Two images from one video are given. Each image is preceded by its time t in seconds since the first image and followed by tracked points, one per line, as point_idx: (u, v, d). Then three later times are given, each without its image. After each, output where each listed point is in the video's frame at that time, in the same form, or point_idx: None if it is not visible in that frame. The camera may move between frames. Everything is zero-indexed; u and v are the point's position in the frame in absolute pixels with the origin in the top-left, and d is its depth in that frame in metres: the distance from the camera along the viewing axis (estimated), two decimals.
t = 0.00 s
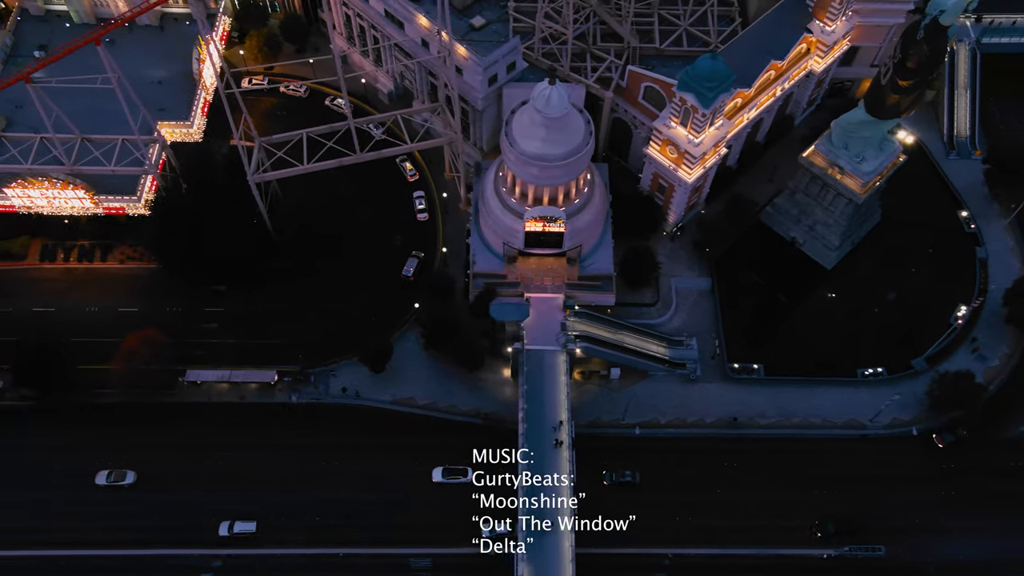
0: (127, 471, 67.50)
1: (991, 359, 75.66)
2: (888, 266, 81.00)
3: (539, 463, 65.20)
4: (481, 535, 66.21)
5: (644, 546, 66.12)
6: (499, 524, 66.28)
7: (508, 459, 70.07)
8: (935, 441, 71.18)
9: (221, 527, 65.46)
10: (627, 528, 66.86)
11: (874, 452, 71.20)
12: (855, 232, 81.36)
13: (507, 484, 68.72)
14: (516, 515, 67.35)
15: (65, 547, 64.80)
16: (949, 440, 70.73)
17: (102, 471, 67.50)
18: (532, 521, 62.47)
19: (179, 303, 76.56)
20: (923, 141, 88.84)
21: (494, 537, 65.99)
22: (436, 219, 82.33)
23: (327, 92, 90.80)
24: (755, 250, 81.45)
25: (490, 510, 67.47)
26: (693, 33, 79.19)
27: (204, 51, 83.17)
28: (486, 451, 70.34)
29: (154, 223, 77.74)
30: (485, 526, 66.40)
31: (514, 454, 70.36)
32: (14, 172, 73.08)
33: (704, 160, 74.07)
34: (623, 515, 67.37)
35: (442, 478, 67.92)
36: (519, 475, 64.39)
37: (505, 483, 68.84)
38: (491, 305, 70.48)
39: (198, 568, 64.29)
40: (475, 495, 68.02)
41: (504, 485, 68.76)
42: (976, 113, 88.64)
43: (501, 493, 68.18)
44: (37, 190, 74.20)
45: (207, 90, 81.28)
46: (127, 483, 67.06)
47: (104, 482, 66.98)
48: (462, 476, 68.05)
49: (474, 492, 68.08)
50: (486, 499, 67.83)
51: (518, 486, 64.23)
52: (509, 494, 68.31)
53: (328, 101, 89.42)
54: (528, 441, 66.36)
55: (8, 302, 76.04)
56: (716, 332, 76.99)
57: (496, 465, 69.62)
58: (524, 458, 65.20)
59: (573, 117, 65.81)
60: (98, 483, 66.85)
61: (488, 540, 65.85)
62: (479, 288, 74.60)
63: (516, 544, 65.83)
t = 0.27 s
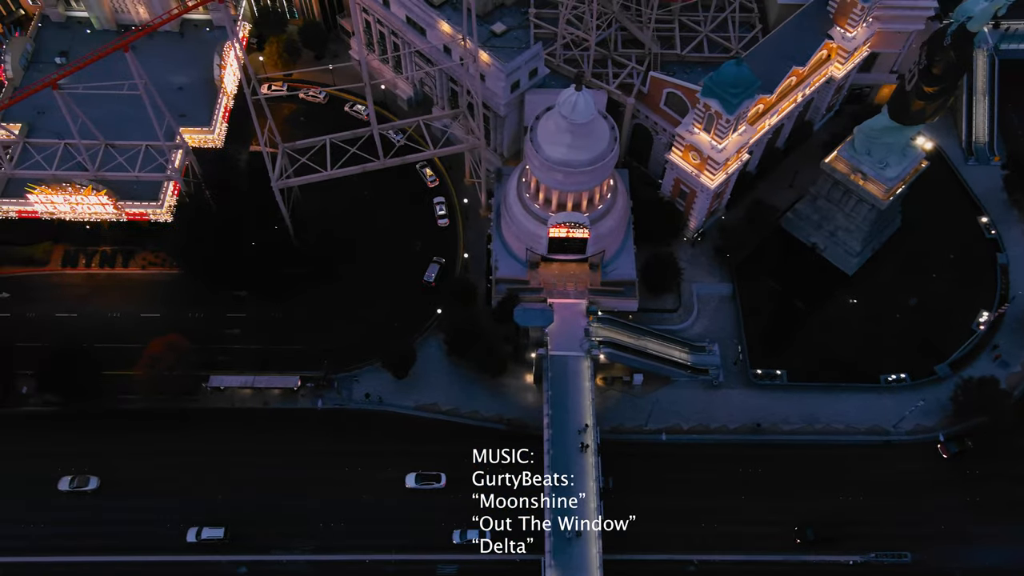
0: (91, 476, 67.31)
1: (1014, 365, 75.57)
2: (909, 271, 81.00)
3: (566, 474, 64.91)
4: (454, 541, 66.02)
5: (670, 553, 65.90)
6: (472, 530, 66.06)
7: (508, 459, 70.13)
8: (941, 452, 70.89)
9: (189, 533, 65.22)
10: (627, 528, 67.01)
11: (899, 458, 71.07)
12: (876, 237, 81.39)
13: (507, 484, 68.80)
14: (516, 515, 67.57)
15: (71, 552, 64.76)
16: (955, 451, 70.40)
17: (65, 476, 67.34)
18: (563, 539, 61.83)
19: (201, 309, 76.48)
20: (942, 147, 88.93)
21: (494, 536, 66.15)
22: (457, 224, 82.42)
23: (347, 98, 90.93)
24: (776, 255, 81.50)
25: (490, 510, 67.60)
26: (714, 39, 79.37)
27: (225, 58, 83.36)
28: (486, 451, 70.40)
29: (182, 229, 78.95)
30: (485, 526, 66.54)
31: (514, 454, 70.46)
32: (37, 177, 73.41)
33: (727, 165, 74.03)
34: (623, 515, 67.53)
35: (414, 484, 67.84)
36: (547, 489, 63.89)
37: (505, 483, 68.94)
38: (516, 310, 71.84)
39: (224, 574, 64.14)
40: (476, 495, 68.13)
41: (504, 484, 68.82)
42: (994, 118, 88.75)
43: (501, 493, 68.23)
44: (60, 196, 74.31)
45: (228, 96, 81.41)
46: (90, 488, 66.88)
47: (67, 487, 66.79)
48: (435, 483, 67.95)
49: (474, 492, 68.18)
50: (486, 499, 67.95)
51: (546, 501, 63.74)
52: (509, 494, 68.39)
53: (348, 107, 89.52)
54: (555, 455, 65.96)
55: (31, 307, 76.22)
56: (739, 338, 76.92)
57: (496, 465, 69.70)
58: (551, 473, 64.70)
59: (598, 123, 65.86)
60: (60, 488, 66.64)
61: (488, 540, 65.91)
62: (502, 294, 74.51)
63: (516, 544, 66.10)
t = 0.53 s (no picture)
0: (53, 482, 67.08)
1: None
2: (931, 276, 80.95)
3: (592, 481, 64.95)
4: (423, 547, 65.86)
5: (696, 559, 65.58)
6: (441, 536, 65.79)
7: (508, 459, 70.18)
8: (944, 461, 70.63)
9: (155, 540, 65.00)
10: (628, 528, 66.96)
11: (923, 463, 70.88)
12: (897, 242, 81.55)
13: (507, 484, 68.79)
14: (516, 515, 67.51)
15: (81, 559, 64.56)
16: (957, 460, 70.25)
17: (28, 482, 67.06)
18: (590, 548, 61.88)
19: (223, 315, 76.40)
20: (961, 153, 89.03)
21: (494, 537, 66.24)
22: (478, 230, 82.45)
23: (366, 104, 91.07)
24: (798, 261, 81.51)
25: (490, 510, 67.59)
26: (735, 45, 79.40)
27: (246, 64, 83.58)
28: (486, 451, 70.47)
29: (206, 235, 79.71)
30: (485, 526, 66.65)
31: (514, 454, 70.52)
32: (62, 183, 73.88)
33: (749, 171, 73.99)
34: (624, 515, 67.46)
35: (385, 490, 67.61)
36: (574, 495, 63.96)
37: (505, 483, 68.91)
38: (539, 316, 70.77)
39: None
40: (476, 495, 68.13)
41: (504, 484, 68.80)
42: (1013, 124, 88.87)
43: (501, 493, 68.19)
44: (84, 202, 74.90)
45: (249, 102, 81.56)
46: (53, 494, 66.65)
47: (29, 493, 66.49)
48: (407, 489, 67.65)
49: (474, 492, 68.18)
50: (486, 499, 67.93)
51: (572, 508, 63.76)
52: (509, 494, 68.30)
53: (367, 113, 89.63)
54: (580, 461, 66.00)
55: (53, 313, 76.18)
56: (761, 343, 76.87)
57: (496, 465, 69.74)
58: (577, 479, 64.79)
59: (624, 129, 66.02)
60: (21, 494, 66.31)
61: (488, 540, 66.07)
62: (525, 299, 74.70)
63: (516, 544, 66.12)
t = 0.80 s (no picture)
0: (14, 488, 66.46)
1: None
2: (952, 281, 80.89)
3: (619, 487, 64.69)
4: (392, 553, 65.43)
5: (722, 566, 65.38)
6: (409, 542, 65.47)
7: (508, 459, 70.23)
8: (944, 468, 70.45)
9: (121, 545, 64.54)
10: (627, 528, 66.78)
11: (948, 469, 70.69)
12: (919, 248, 81.25)
13: (507, 484, 68.91)
14: (516, 515, 67.69)
15: (93, 565, 64.38)
16: (955, 466, 70.25)
17: None
18: (615, 559, 61.51)
19: (246, 321, 76.43)
20: (980, 159, 89.18)
21: (494, 537, 66.42)
22: (498, 236, 82.48)
23: (386, 110, 91.17)
24: (819, 267, 81.54)
25: (490, 510, 67.80)
26: (755, 51, 79.52)
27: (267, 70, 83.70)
28: (486, 451, 70.60)
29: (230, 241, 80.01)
30: (485, 526, 66.91)
31: (514, 454, 70.54)
32: (85, 188, 74.02)
33: (772, 177, 73.94)
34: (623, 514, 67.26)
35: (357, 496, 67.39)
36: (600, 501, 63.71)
37: (505, 483, 69.02)
38: (565, 321, 70.60)
39: None
40: (476, 495, 68.35)
41: (504, 484, 68.93)
42: None
43: (501, 493, 68.34)
44: (107, 208, 74.78)
45: (271, 108, 81.69)
46: (13, 500, 66.12)
47: None
48: (378, 495, 67.46)
49: (474, 492, 68.41)
50: (486, 499, 68.16)
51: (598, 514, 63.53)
52: (509, 494, 68.50)
53: (386, 119, 89.69)
54: (606, 467, 65.82)
55: (76, 318, 76.19)
56: (783, 349, 76.73)
57: (496, 465, 69.84)
58: (603, 485, 64.53)
59: (650, 134, 66.05)
60: None
61: (488, 540, 66.27)
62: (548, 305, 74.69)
63: (516, 544, 66.29)
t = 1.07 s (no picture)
0: None
1: None
2: (973, 287, 80.87)
3: (646, 494, 64.59)
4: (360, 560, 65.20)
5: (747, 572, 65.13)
6: (377, 549, 65.23)
7: (508, 459, 70.46)
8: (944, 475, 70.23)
9: (88, 552, 64.39)
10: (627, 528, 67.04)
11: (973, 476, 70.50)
12: (940, 254, 81.25)
13: (507, 484, 69.13)
14: (516, 515, 67.95)
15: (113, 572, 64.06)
16: (955, 472, 69.96)
17: None
18: (644, 568, 61.23)
19: (268, 326, 76.43)
20: (1000, 165, 89.26)
21: (494, 537, 66.71)
22: (519, 241, 82.53)
23: (405, 116, 91.28)
24: (840, 272, 81.58)
25: (490, 509, 68.06)
26: (776, 57, 79.87)
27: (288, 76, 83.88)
28: (486, 451, 70.81)
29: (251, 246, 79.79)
30: (485, 526, 67.18)
31: (514, 454, 70.77)
32: (110, 194, 74.23)
33: (795, 183, 73.98)
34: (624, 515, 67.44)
35: (327, 501, 67.24)
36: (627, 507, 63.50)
37: (505, 483, 69.29)
38: (589, 327, 70.60)
39: None
40: (476, 495, 68.60)
41: (504, 484, 69.18)
42: None
43: (501, 493, 68.59)
44: (130, 213, 74.97)
45: (292, 114, 81.84)
46: None
47: None
48: (348, 501, 67.31)
49: (474, 492, 68.66)
50: (486, 499, 68.44)
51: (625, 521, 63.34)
52: (509, 494, 68.73)
53: (406, 125, 89.82)
54: (633, 473, 65.68)
55: (98, 324, 76.20)
56: (806, 355, 76.65)
57: (496, 465, 70.08)
58: (630, 492, 64.34)
59: (675, 141, 66.17)
60: None
61: (488, 540, 66.53)
62: (572, 310, 74.81)
63: (516, 544, 66.49)
